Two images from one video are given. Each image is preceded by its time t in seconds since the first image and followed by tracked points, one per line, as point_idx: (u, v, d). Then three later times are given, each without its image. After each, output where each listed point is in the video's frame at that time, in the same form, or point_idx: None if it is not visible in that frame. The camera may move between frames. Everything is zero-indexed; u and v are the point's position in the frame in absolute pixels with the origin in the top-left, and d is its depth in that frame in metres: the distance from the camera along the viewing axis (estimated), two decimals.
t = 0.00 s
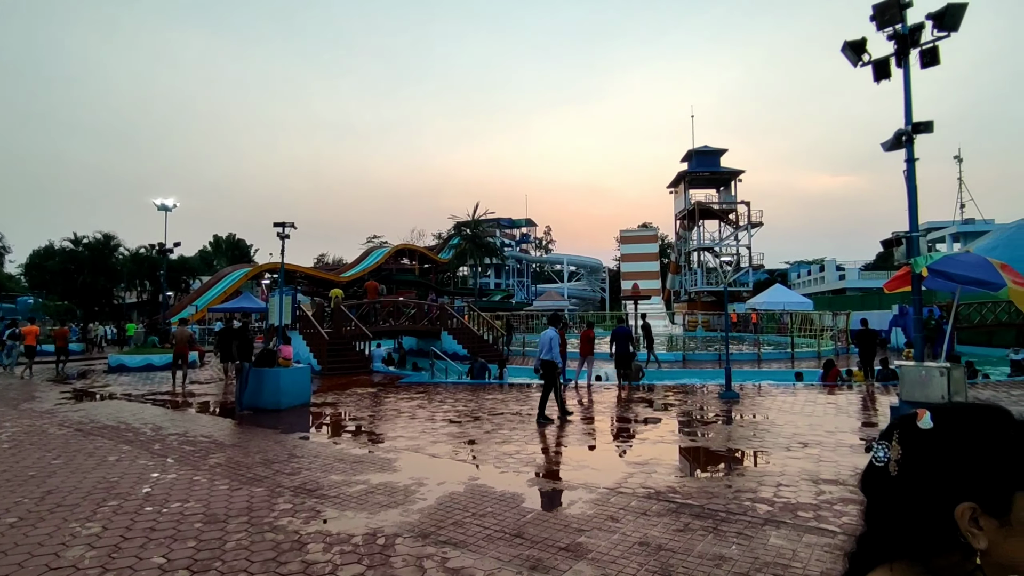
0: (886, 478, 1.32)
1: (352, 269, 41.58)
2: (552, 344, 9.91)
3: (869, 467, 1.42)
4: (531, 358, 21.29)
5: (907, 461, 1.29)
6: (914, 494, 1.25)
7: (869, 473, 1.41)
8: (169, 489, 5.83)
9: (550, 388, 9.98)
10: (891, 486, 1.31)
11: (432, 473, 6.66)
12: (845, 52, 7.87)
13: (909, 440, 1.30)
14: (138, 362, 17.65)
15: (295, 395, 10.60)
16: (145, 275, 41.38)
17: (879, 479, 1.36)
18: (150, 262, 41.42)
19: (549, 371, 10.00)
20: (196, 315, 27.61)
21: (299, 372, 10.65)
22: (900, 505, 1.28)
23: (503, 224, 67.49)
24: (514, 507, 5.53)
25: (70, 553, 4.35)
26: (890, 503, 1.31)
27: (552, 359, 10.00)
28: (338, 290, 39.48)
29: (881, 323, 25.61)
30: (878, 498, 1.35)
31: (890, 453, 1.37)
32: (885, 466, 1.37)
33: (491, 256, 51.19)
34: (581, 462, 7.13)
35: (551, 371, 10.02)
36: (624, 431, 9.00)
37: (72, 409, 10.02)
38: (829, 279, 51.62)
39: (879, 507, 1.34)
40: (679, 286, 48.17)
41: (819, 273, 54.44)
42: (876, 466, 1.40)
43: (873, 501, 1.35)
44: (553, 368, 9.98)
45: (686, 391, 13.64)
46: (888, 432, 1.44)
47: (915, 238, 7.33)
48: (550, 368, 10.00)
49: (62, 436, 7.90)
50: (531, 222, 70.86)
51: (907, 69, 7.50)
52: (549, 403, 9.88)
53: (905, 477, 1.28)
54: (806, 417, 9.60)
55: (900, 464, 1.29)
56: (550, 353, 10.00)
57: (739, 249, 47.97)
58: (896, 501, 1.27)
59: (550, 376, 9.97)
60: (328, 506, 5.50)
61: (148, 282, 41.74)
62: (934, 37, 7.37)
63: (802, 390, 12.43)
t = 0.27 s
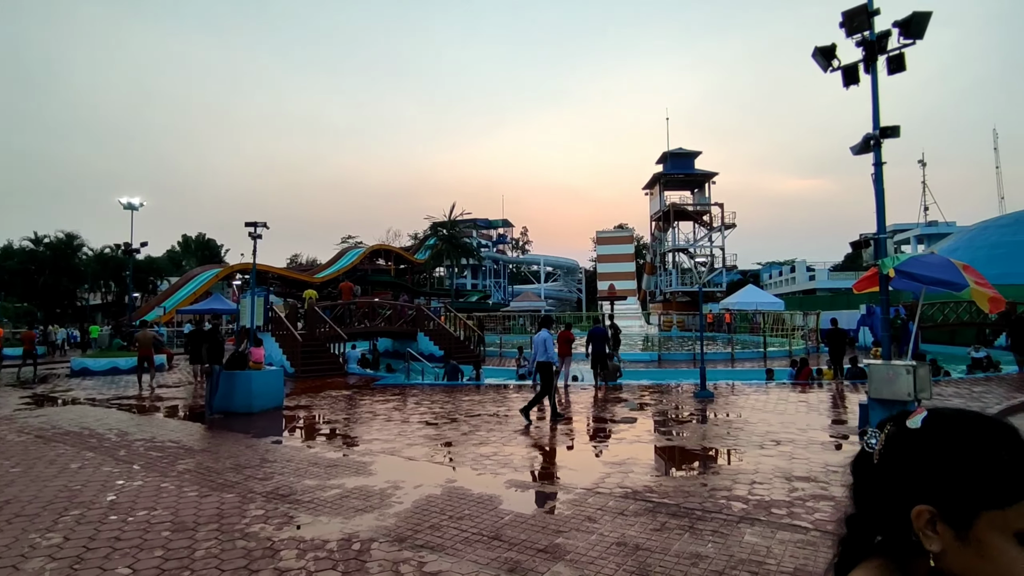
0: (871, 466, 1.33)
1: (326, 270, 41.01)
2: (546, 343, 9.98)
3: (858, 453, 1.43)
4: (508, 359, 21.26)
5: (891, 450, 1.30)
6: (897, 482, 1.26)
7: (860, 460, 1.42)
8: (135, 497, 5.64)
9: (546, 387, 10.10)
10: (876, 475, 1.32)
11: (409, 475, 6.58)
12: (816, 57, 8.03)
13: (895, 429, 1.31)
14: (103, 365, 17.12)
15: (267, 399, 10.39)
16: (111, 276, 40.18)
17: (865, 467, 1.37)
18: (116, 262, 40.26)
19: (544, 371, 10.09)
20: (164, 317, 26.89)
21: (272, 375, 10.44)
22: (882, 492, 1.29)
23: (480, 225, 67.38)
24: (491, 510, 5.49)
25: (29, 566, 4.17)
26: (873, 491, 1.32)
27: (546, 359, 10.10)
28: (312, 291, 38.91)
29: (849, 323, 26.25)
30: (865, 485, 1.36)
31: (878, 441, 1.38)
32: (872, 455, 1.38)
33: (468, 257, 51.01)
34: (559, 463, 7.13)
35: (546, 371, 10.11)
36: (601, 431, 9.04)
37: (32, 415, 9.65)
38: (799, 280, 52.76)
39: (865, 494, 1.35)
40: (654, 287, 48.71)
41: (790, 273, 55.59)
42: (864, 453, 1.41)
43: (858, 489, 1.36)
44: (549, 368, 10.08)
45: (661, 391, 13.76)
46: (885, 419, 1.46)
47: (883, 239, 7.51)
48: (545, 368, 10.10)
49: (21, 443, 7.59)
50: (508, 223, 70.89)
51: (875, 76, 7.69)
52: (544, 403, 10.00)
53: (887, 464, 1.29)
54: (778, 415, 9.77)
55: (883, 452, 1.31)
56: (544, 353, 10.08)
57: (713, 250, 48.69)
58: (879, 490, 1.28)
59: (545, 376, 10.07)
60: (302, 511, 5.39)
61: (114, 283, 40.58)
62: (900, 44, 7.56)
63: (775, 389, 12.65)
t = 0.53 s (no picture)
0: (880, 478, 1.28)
1: (299, 271, 40.38)
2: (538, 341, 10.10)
3: (868, 464, 1.39)
4: (484, 360, 21.23)
5: (901, 463, 1.25)
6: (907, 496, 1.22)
7: (869, 469, 1.38)
8: (99, 505, 5.45)
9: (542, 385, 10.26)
10: (882, 487, 1.28)
11: (384, 478, 6.49)
12: (787, 62, 8.19)
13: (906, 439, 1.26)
14: (65, 369, 16.56)
15: (238, 402, 10.16)
16: (72, 276, 38.92)
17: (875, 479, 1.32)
18: (78, 262, 39.02)
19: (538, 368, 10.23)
20: (128, 319, 26.12)
21: (242, 378, 10.22)
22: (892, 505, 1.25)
23: (456, 225, 67.19)
24: (468, 511, 5.45)
25: None
26: (879, 501, 1.29)
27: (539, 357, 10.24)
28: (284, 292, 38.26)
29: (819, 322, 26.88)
30: (872, 496, 1.32)
31: (889, 454, 1.33)
32: (883, 465, 1.33)
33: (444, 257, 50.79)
34: (536, 463, 7.12)
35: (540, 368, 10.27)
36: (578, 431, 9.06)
37: None
38: (770, 280, 53.86)
39: (872, 505, 1.31)
40: (629, 287, 49.21)
41: (761, 273, 56.72)
42: (874, 464, 1.37)
43: (864, 497, 1.33)
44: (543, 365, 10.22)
45: (636, 390, 13.87)
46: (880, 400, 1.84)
47: (851, 241, 7.70)
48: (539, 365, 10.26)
49: None
50: (484, 223, 70.81)
51: (842, 81, 7.88)
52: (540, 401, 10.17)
53: (894, 478, 1.25)
54: (751, 413, 9.95)
55: (893, 466, 1.26)
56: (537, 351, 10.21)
57: (687, 250, 49.38)
58: (883, 501, 1.25)
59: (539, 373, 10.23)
60: (275, 516, 5.28)
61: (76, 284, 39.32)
62: (867, 50, 7.76)
63: (747, 387, 12.86)
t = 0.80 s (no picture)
0: (872, 510, 1.22)
1: (269, 271, 39.63)
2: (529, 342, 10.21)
3: (856, 494, 1.32)
4: (460, 360, 21.15)
5: (896, 492, 1.18)
6: (901, 528, 1.15)
7: (856, 501, 1.31)
8: (58, 514, 5.23)
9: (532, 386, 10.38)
10: (874, 519, 1.22)
11: (358, 482, 6.39)
12: (757, 66, 8.34)
13: (897, 468, 1.20)
14: (22, 373, 15.91)
15: (205, 406, 9.89)
16: (30, 276, 37.46)
17: (867, 510, 1.26)
18: (36, 262, 37.59)
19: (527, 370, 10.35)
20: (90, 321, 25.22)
21: (210, 381, 9.96)
22: (885, 538, 1.18)
23: (430, 225, 66.85)
24: (444, 514, 5.39)
25: None
26: (870, 533, 1.22)
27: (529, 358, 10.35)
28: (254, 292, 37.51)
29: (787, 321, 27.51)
30: (864, 529, 1.25)
31: (877, 482, 1.27)
32: (872, 495, 1.27)
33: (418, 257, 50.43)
34: (513, 464, 7.10)
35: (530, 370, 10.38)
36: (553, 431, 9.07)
37: None
38: (741, 280, 54.92)
39: (862, 536, 1.24)
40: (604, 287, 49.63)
41: (732, 273, 57.79)
42: (862, 494, 1.30)
43: (855, 528, 1.27)
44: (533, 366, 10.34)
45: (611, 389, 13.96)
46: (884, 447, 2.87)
47: (819, 241, 7.88)
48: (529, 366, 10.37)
49: None
50: (459, 223, 70.58)
51: (811, 85, 8.05)
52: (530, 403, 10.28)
53: (887, 510, 1.19)
54: (723, 411, 10.11)
55: (887, 496, 1.19)
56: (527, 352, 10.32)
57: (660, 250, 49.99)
58: (877, 535, 1.19)
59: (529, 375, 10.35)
60: (245, 523, 5.14)
61: (33, 285, 37.87)
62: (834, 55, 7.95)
63: (720, 385, 13.05)
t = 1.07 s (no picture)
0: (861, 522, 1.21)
1: (237, 271, 38.71)
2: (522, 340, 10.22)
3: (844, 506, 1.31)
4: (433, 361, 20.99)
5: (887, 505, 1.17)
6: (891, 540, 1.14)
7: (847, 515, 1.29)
8: (12, 526, 4.99)
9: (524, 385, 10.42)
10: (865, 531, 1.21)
11: (330, 486, 6.27)
12: (728, 70, 8.49)
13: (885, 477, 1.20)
14: None
15: (170, 411, 9.60)
16: None
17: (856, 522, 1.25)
18: None
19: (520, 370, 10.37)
20: (46, 323, 24.18)
21: (175, 385, 9.67)
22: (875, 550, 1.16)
23: (402, 225, 66.31)
24: (419, 517, 5.33)
25: None
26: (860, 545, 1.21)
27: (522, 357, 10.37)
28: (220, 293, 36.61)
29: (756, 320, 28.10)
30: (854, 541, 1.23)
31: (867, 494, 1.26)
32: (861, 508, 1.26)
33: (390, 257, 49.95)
34: (488, 465, 7.07)
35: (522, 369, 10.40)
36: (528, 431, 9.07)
37: None
38: (711, 280, 55.91)
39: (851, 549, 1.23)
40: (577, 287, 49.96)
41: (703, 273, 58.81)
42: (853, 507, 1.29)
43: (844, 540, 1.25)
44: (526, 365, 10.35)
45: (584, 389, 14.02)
46: (926, 484, 3.41)
47: (788, 242, 8.04)
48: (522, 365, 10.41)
49: None
50: (431, 223, 70.25)
51: (779, 89, 8.23)
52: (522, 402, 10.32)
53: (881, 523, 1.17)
54: (695, 409, 10.26)
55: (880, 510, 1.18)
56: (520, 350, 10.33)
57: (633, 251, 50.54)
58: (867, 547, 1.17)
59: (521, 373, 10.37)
60: (213, 530, 4.99)
61: None
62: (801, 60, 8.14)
63: (691, 384, 13.24)
